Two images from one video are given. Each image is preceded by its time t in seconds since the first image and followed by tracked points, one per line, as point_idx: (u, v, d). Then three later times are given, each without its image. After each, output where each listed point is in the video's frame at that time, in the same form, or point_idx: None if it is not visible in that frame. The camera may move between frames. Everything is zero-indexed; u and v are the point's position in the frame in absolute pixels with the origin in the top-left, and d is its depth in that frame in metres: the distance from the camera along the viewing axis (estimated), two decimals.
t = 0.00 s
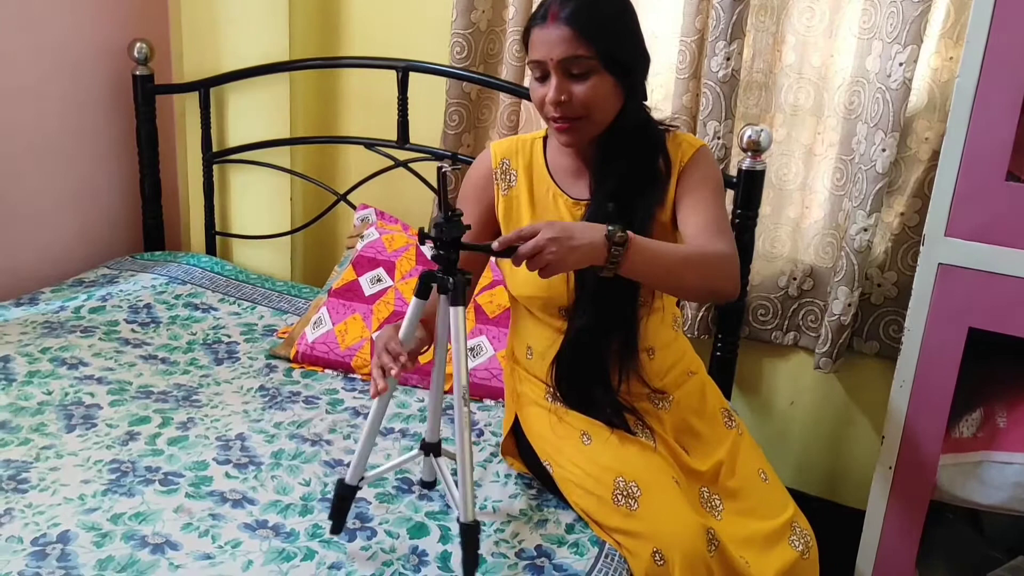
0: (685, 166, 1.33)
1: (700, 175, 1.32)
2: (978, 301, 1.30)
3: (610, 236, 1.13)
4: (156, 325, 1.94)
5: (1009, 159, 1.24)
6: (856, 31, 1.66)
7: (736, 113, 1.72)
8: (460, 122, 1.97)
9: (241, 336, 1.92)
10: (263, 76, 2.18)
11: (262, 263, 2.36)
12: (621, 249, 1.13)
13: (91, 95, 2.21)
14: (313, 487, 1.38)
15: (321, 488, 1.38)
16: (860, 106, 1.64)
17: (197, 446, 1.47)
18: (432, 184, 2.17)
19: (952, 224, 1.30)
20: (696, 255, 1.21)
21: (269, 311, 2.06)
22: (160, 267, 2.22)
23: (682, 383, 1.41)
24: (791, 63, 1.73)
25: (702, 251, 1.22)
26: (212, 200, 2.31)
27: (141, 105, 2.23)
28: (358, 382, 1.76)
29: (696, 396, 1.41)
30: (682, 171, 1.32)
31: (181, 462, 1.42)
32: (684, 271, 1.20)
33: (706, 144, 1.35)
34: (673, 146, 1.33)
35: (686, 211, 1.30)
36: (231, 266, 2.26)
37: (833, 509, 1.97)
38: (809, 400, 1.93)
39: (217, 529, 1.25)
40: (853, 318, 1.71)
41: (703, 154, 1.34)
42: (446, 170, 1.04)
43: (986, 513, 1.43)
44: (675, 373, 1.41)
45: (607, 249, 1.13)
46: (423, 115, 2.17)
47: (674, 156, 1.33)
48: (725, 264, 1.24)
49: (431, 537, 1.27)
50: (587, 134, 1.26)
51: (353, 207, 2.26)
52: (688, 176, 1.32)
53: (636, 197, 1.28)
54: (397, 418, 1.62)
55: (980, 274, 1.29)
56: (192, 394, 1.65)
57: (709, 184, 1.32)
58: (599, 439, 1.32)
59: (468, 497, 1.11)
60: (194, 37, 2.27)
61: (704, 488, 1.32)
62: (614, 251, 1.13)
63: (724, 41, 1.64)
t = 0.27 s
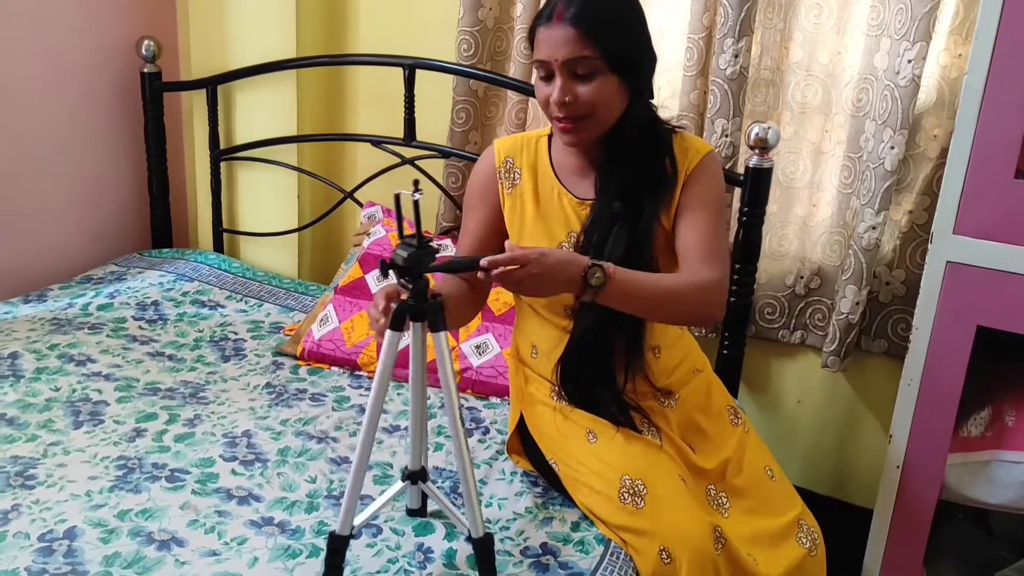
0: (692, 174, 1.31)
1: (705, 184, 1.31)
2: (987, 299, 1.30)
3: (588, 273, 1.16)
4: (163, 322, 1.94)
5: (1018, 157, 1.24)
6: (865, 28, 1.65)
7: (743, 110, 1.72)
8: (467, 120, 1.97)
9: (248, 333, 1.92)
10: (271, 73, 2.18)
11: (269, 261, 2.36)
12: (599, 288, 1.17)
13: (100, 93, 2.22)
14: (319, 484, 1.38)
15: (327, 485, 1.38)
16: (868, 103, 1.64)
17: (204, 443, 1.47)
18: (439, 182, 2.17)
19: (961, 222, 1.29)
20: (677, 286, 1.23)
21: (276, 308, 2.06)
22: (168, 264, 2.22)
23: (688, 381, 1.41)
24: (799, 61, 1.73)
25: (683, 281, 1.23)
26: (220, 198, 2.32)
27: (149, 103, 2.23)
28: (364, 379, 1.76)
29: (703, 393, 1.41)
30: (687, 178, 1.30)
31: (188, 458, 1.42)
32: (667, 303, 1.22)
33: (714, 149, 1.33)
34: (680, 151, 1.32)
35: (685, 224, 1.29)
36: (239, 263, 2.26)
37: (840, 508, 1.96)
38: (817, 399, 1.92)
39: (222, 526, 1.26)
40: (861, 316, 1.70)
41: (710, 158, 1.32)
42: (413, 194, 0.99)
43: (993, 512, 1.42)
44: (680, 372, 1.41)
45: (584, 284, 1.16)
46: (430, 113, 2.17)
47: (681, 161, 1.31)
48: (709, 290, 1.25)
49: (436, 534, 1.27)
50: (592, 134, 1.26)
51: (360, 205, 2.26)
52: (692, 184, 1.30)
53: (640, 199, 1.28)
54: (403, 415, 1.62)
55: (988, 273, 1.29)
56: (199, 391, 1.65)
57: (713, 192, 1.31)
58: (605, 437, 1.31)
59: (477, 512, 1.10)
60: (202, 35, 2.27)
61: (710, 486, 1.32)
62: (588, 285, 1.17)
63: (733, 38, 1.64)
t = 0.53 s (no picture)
0: (686, 172, 1.28)
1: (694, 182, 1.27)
2: (996, 297, 1.29)
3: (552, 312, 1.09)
4: (170, 320, 1.95)
5: None
6: (873, 25, 1.64)
7: (751, 108, 1.71)
8: (474, 118, 1.96)
9: (255, 331, 1.93)
10: (278, 71, 2.18)
11: (276, 259, 2.36)
12: (567, 324, 1.10)
13: (107, 90, 2.23)
14: (325, 482, 1.38)
15: (333, 483, 1.38)
16: (876, 101, 1.63)
17: (210, 441, 1.48)
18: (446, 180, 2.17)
19: (970, 220, 1.28)
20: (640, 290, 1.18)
21: (282, 306, 2.07)
22: (176, 262, 2.23)
23: (695, 380, 1.40)
24: (807, 58, 1.72)
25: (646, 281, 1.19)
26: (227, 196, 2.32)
27: (156, 101, 2.24)
28: (371, 377, 1.77)
29: (710, 392, 1.40)
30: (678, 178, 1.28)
31: (194, 456, 1.43)
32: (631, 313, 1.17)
33: (719, 150, 1.31)
34: (680, 150, 1.30)
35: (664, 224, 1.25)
36: (246, 261, 2.27)
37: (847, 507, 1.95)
38: (824, 398, 1.91)
39: (229, 523, 1.26)
40: (869, 315, 1.70)
41: (710, 159, 1.29)
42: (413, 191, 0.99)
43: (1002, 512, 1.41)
44: (687, 370, 1.39)
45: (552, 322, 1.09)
46: (437, 111, 2.17)
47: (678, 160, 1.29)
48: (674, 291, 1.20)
49: (442, 532, 1.27)
50: (594, 133, 1.25)
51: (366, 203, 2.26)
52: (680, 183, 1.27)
53: (639, 199, 1.27)
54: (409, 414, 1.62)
55: (998, 271, 1.28)
56: (206, 389, 1.66)
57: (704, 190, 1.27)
58: (611, 434, 1.32)
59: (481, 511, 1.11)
60: (209, 33, 2.27)
61: (716, 486, 1.31)
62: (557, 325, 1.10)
63: (741, 35, 1.63)
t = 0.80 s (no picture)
0: (693, 170, 1.27)
1: (703, 182, 1.27)
2: (1008, 296, 1.28)
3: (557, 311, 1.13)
4: (180, 317, 1.95)
5: None
6: (885, 22, 1.63)
7: (762, 106, 1.70)
8: (484, 115, 1.96)
9: (265, 328, 1.93)
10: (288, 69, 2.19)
11: (286, 256, 2.37)
12: (572, 324, 1.13)
13: (118, 88, 2.23)
14: (335, 478, 1.38)
15: (343, 480, 1.38)
16: (888, 99, 1.62)
17: (221, 437, 1.48)
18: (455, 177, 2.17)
19: (983, 218, 1.27)
20: (644, 298, 1.19)
21: (292, 303, 2.07)
22: (186, 260, 2.24)
23: (702, 379, 1.39)
24: (818, 56, 1.71)
25: (651, 288, 1.21)
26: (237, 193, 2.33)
27: (167, 98, 2.25)
28: (380, 374, 1.77)
29: (717, 391, 1.39)
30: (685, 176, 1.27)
31: (205, 452, 1.43)
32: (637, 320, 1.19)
33: (725, 146, 1.30)
34: (686, 147, 1.29)
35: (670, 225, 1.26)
36: (256, 259, 2.27)
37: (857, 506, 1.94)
38: (835, 397, 1.90)
39: (239, 519, 1.26)
40: (880, 313, 1.69)
41: (717, 155, 1.29)
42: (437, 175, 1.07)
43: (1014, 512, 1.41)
44: (695, 368, 1.39)
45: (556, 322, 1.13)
46: (447, 108, 2.17)
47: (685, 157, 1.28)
48: (680, 298, 1.22)
49: (452, 529, 1.27)
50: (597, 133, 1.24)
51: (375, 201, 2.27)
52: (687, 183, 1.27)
53: (641, 196, 1.26)
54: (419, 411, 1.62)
55: (1010, 269, 1.27)
56: (216, 385, 1.66)
57: (711, 191, 1.27)
58: (619, 434, 1.31)
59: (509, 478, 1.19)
60: (220, 31, 2.28)
61: (726, 485, 1.31)
62: (561, 329, 1.13)
63: (752, 32, 1.62)
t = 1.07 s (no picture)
0: (703, 178, 1.28)
1: (715, 193, 1.28)
2: (1015, 297, 1.28)
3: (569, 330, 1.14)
4: (186, 315, 1.96)
5: None
6: (892, 21, 1.62)
7: (769, 105, 1.70)
8: (489, 115, 1.96)
9: (270, 327, 1.93)
10: (293, 68, 2.19)
11: (292, 255, 2.37)
12: (584, 342, 1.15)
13: (125, 87, 2.24)
14: (340, 478, 1.38)
15: (348, 479, 1.38)
16: (895, 98, 1.62)
17: (226, 436, 1.48)
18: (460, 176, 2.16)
19: (990, 218, 1.27)
20: (657, 315, 1.21)
21: (297, 302, 2.07)
22: (192, 259, 2.24)
23: (707, 379, 1.39)
24: (825, 55, 1.71)
25: (664, 305, 1.22)
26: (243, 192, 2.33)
27: (173, 97, 2.25)
28: (386, 374, 1.77)
29: (722, 392, 1.39)
30: (697, 185, 1.28)
31: (211, 451, 1.43)
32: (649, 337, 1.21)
33: (733, 150, 1.30)
34: (695, 153, 1.29)
35: (684, 237, 1.27)
36: (261, 258, 2.27)
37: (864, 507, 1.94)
38: (841, 397, 1.90)
39: (245, 518, 1.26)
40: (887, 314, 1.68)
41: (726, 161, 1.29)
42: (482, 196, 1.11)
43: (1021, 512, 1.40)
44: (700, 369, 1.38)
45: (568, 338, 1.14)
46: (452, 107, 2.17)
47: (695, 163, 1.28)
48: (693, 314, 1.24)
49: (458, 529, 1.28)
50: (603, 139, 1.24)
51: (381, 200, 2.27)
52: (700, 192, 1.28)
53: (650, 200, 1.26)
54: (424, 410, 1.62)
55: (1018, 269, 1.27)
56: (222, 384, 1.66)
57: (723, 202, 1.28)
58: (623, 434, 1.31)
59: (521, 457, 1.25)
60: (225, 30, 2.28)
61: (729, 486, 1.30)
62: (573, 345, 1.15)
63: (758, 32, 1.62)
